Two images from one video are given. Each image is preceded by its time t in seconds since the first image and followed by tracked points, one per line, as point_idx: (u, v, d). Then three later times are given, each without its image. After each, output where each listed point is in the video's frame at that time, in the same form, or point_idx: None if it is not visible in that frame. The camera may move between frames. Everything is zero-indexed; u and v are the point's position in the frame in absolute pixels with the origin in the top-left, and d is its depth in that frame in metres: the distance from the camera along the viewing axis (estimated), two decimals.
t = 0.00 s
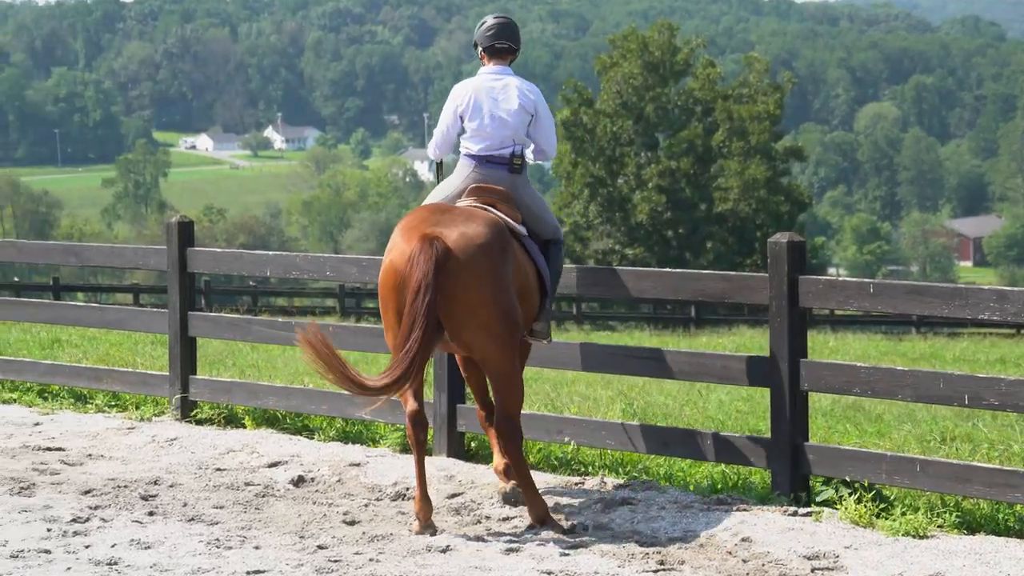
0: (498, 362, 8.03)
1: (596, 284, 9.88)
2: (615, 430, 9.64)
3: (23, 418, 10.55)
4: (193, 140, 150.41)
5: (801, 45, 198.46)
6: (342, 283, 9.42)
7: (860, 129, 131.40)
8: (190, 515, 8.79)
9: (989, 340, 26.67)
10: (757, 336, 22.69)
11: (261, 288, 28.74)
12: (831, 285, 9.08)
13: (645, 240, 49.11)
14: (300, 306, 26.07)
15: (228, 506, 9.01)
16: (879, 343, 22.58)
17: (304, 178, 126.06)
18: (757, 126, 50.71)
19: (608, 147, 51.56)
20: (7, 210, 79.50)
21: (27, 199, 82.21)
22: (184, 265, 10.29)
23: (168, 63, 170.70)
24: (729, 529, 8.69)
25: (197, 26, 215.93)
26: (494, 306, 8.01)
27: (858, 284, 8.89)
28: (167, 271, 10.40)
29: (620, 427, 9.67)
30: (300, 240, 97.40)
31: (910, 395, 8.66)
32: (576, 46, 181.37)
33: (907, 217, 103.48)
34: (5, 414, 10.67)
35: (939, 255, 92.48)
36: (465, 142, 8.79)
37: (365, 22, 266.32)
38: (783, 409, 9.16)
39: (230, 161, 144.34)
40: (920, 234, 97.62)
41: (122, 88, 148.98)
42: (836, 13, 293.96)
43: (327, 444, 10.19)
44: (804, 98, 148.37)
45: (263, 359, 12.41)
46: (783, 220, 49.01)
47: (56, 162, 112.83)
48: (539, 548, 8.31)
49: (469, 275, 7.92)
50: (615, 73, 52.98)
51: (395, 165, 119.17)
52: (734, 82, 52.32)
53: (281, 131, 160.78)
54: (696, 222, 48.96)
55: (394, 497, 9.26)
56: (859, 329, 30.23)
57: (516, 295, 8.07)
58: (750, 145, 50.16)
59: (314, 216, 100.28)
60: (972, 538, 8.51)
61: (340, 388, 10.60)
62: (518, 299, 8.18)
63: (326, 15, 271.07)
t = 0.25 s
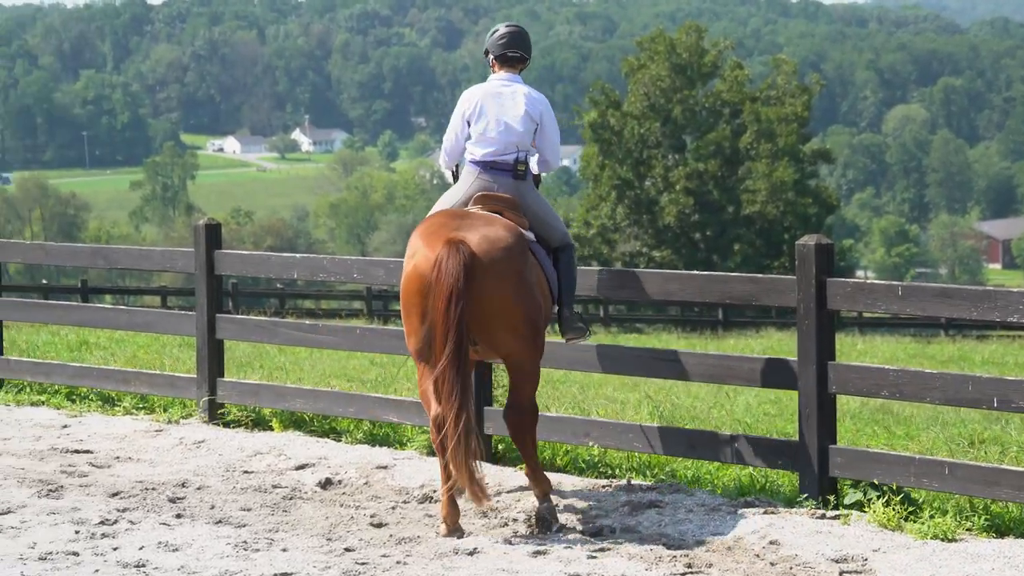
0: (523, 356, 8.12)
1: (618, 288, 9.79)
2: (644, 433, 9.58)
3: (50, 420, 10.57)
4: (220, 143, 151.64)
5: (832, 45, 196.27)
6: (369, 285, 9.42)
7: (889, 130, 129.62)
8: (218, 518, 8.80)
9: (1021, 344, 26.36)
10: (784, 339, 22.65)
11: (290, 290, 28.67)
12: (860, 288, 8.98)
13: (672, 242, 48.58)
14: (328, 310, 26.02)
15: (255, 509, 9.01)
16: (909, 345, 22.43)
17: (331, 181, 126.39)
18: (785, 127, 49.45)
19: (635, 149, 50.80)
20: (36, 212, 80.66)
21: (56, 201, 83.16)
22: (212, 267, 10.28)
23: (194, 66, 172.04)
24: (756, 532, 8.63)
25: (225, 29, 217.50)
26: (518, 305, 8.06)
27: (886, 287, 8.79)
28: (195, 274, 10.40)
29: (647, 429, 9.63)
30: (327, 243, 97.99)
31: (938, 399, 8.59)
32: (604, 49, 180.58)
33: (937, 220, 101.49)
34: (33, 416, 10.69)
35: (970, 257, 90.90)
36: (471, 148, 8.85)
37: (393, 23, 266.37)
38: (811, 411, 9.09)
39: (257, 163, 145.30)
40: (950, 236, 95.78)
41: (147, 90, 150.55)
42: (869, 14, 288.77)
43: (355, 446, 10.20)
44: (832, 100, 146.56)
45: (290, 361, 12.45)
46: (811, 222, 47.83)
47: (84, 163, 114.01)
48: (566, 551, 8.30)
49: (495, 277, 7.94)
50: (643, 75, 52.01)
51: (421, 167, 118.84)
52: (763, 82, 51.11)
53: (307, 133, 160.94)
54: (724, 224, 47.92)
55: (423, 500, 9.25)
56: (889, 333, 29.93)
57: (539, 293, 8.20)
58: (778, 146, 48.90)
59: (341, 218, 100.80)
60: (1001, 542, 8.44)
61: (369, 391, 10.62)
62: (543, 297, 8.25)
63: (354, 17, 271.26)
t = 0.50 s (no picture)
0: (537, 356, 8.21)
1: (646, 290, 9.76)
2: (669, 436, 9.56)
3: (76, 424, 10.60)
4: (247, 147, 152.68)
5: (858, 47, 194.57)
6: (395, 288, 9.45)
7: (915, 132, 128.26)
8: (243, 521, 8.80)
9: None
10: (807, 343, 22.61)
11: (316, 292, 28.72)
12: (885, 291, 8.90)
13: (697, 245, 48.10)
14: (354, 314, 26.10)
15: (280, 512, 9.00)
16: (933, 349, 22.42)
17: (355, 184, 126.50)
18: (811, 129, 48.72)
19: (660, 152, 50.14)
20: (61, 216, 82.13)
21: (81, 205, 84.47)
22: (237, 271, 10.30)
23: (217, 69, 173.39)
24: (781, 537, 8.58)
25: (249, 32, 218.77)
26: (538, 306, 8.14)
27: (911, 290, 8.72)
28: (219, 276, 10.39)
29: (672, 432, 9.58)
30: (351, 246, 98.25)
31: (962, 402, 8.50)
32: (629, 52, 179.76)
33: (963, 223, 100.01)
34: (58, 420, 10.70)
35: (996, 261, 89.66)
36: (483, 150, 8.94)
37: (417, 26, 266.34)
38: (837, 414, 9.03)
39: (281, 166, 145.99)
40: (976, 239, 94.38)
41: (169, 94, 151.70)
42: (902, 17, 283.83)
43: (379, 449, 10.19)
44: (858, 102, 144.93)
45: (314, 364, 12.47)
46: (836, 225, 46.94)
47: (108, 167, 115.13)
48: (588, 555, 8.27)
49: (519, 277, 8.00)
50: (668, 78, 51.29)
51: (445, 170, 118.50)
52: (788, 85, 50.40)
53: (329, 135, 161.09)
54: (748, 227, 47.52)
55: (444, 504, 9.23)
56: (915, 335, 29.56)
57: (553, 292, 8.33)
58: (803, 150, 48.31)
59: (363, 221, 101.01)
60: None
61: (393, 394, 10.62)
62: (554, 297, 8.37)
63: (380, 21, 271.58)
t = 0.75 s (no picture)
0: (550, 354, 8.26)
1: (661, 293, 9.70)
2: (682, 439, 9.50)
3: (94, 425, 10.60)
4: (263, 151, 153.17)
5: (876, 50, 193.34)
6: (409, 289, 9.47)
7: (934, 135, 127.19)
8: (260, 523, 8.80)
9: None
10: (826, 344, 22.53)
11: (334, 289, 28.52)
12: (903, 293, 8.78)
13: (715, 247, 47.06)
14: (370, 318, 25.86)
15: (297, 514, 8.99)
16: (953, 351, 22.30)
17: (370, 187, 126.43)
18: (828, 132, 47.05)
19: (677, 154, 49.03)
20: (80, 219, 83.41)
21: (100, 208, 85.62)
22: (255, 273, 10.30)
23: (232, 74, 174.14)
24: (798, 538, 8.52)
25: (268, 36, 219.84)
26: (554, 304, 8.22)
27: (930, 292, 8.61)
28: (237, 279, 10.38)
29: (685, 435, 9.53)
30: (367, 248, 98.38)
31: (979, 405, 8.41)
32: (646, 55, 179.18)
33: (981, 225, 98.97)
34: (76, 422, 10.71)
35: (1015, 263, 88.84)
36: (478, 157, 8.98)
37: (433, 29, 266.32)
38: (853, 416, 8.94)
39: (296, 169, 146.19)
40: (994, 242, 93.48)
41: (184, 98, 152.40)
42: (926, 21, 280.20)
43: (397, 452, 10.19)
44: (876, 105, 143.77)
45: (329, 366, 12.51)
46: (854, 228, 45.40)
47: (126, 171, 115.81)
48: (604, 557, 8.24)
49: (539, 271, 8.08)
50: (685, 80, 49.67)
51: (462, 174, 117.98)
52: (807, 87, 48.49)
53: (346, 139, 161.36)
54: (765, 230, 46.18)
55: (458, 506, 9.22)
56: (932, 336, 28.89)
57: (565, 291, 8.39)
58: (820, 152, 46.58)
59: (380, 223, 101.16)
60: None
61: (409, 396, 10.59)
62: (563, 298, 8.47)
63: (399, 23, 271.65)
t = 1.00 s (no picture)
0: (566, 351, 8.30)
1: (665, 295, 9.69)
2: (685, 439, 9.49)
3: (105, 428, 10.61)
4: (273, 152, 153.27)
5: (888, 52, 192.35)
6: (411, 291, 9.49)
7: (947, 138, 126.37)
8: (272, 527, 8.80)
9: None
10: (837, 348, 22.47)
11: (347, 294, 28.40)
12: (913, 297, 8.72)
13: (727, 250, 46.58)
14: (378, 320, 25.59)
15: (309, 517, 8.99)
16: (965, 355, 22.20)
17: (380, 190, 126.24)
18: (839, 135, 46.63)
19: (688, 157, 48.66)
20: (92, 222, 84.26)
21: (111, 211, 86.28)
22: (265, 276, 10.31)
23: (243, 76, 174.38)
24: (810, 541, 8.49)
25: (279, 39, 220.43)
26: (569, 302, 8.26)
27: (941, 296, 8.55)
28: (248, 282, 10.38)
29: (689, 439, 9.49)
30: (377, 251, 98.24)
31: (991, 409, 8.37)
32: (656, 57, 178.62)
33: (994, 229, 98.11)
34: (88, 424, 10.72)
35: None
36: (463, 159, 9.01)
37: (444, 31, 265.95)
38: (865, 420, 8.88)
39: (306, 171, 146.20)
40: (1007, 245, 92.66)
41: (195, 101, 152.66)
42: (938, 25, 277.94)
43: (408, 455, 10.19)
44: (887, 107, 143.10)
45: (337, 369, 12.51)
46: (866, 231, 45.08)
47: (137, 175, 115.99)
48: (616, 559, 8.24)
49: (561, 270, 8.08)
50: (696, 83, 49.48)
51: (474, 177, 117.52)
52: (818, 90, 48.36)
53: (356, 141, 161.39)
54: (777, 233, 45.78)
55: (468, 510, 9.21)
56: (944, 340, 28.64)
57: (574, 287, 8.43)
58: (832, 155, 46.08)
59: (390, 226, 101.06)
60: None
61: (418, 398, 10.60)
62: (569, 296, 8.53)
63: (410, 25, 271.82)
